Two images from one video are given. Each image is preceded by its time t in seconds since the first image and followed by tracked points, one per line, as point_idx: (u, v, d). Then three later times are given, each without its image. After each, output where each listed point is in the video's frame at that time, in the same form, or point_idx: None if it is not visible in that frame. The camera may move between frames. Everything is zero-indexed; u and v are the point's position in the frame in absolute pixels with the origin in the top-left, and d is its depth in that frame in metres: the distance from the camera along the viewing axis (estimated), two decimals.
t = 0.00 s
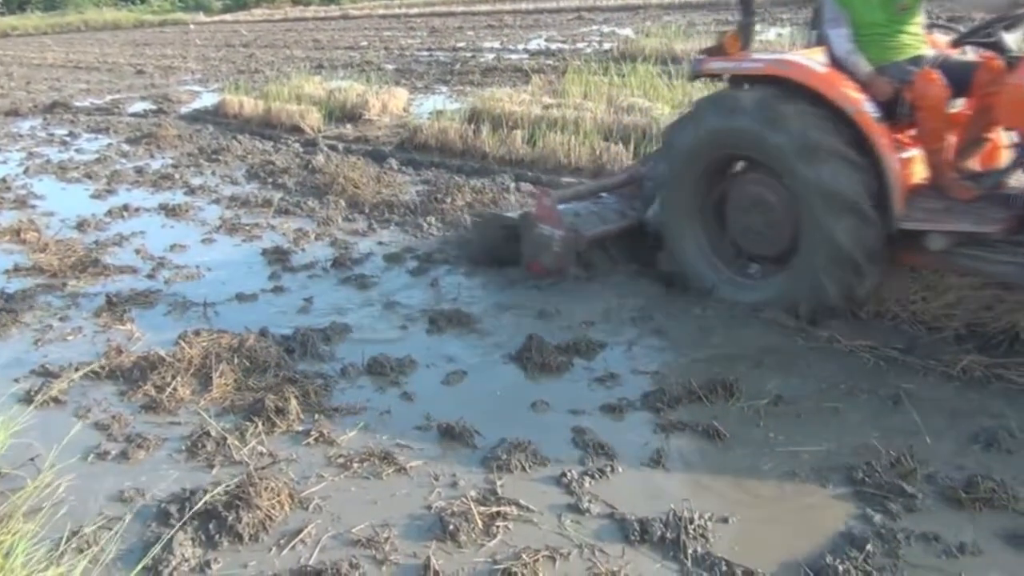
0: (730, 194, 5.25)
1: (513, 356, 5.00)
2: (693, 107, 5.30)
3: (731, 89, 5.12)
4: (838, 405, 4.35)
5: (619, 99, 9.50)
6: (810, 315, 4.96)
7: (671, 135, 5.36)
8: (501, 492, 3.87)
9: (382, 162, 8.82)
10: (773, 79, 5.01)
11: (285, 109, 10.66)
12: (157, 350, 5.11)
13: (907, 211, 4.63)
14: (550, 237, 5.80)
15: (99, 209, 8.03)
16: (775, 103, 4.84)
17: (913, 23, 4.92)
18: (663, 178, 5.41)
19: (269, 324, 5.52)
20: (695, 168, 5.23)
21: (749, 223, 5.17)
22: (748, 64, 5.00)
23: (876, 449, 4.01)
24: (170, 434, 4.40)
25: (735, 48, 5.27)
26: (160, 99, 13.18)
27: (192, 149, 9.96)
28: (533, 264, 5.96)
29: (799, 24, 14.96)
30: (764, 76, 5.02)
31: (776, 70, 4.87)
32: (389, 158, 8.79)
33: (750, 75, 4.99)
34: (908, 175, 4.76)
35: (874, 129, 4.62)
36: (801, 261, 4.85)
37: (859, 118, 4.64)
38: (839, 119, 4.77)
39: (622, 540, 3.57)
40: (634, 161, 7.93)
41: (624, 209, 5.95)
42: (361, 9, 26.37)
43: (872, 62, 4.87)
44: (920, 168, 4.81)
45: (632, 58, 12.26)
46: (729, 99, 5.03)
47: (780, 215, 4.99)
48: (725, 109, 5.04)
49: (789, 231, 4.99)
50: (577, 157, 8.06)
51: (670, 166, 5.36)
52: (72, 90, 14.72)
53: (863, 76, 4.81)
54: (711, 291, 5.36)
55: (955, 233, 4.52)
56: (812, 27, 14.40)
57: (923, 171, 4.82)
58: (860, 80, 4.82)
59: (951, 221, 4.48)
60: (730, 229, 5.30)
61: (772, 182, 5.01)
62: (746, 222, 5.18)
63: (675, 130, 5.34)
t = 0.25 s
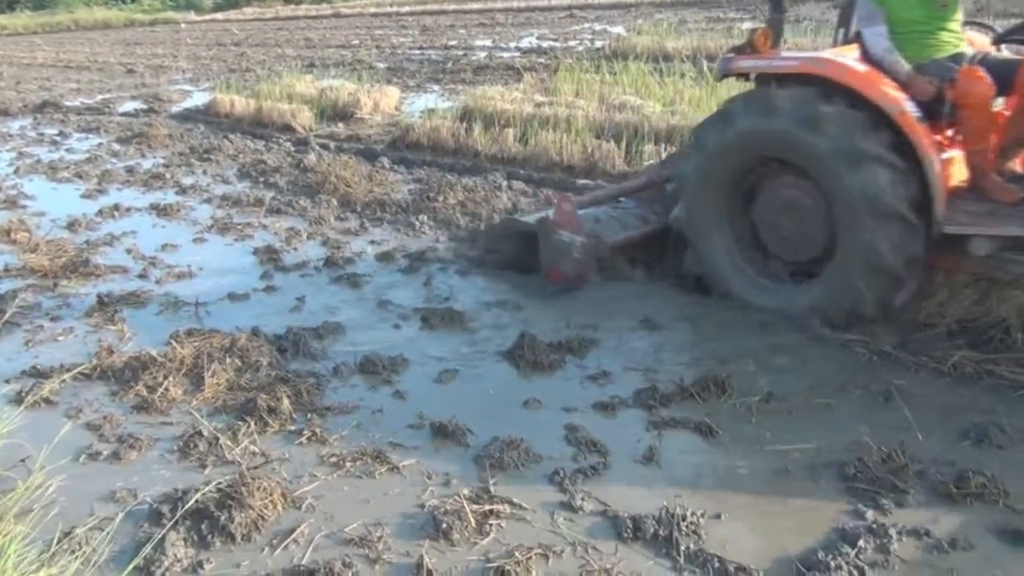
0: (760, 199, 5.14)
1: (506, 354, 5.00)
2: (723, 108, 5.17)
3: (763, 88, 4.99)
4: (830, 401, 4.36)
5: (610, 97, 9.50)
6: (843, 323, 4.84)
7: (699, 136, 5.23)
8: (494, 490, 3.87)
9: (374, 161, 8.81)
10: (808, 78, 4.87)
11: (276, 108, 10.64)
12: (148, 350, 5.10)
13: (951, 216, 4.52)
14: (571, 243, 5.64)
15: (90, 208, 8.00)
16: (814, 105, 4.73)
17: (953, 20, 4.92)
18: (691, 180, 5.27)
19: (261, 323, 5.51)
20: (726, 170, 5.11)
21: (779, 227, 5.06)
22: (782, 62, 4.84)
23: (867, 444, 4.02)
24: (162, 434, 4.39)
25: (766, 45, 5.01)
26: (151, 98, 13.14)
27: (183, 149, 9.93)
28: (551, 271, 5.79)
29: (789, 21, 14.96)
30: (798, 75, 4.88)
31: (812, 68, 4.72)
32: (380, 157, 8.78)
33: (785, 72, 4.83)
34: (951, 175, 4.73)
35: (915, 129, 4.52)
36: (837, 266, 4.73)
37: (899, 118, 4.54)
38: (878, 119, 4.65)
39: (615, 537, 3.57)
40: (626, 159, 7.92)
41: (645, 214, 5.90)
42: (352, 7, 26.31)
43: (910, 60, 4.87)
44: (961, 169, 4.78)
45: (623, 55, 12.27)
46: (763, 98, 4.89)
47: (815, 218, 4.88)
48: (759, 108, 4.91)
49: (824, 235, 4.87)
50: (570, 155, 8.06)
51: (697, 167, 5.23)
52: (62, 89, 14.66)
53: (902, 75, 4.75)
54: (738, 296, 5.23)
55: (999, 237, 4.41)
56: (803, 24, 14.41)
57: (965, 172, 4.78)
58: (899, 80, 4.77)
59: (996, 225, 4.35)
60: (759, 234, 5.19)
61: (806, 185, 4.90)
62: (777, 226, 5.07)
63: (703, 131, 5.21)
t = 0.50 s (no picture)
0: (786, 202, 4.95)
1: (497, 353, 4.99)
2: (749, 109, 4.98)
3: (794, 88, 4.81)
4: (820, 398, 4.37)
5: (601, 95, 9.50)
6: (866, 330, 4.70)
7: (725, 138, 5.04)
8: (485, 489, 3.87)
9: (364, 160, 8.79)
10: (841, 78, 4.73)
11: (266, 108, 10.62)
12: (138, 351, 5.08)
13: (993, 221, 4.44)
14: (589, 249, 5.48)
15: (79, 209, 7.97)
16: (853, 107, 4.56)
17: (992, 17, 4.81)
18: (715, 184, 5.05)
19: (251, 323, 5.49)
20: (755, 173, 4.90)
21: (808, 233, 4.88)
22: (814, 61, 4.72)
23: (857, 441, 4.03)
24: (152, 436, 4.38)
25: (795, 45, 4.91)
26: (140, 98, 13.09)
27: (173, 149, 9.90)
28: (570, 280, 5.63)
29: (779, 18, 14.95)
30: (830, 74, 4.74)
31: (846, 68, 4.61)
32: (371, 156, 8.76)
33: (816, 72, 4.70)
34: (990, 176, 4.69)
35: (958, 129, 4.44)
36: (875, 272, 4.55)
37: (940, 119, 4.42)
38: (915, 120, 4.53)
39: (605, 535, 3.57)
40: (617, 157, 7.91)
41: (665, 219, 5.75)
42: (341, 5, 26.25)
43: (948, 58, 4.77)
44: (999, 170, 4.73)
45: (614, 53, 12.26)
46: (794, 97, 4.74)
47: (849, 225, 4.70)
48: (792, 110, 4.72)
49: (859, 241, 4.70)
50: (560, 153, 8.05)
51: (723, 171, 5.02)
52: (50, 89, 14.60)
53: (941, 73, 4.67)
54: (763, 305, 5.03)
55: None
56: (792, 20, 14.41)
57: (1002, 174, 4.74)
58: (937, 78, 4.69)
59: None
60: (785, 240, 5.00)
61: (840, 190, 4.72)
62: (806, 232, 4.88)
63: (729, 133, 5.02)
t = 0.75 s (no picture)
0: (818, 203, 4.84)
1: (485, 352, 4.99)
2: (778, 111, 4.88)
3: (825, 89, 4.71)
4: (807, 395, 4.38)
5: (588, 93, 9.50)
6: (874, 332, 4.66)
7: (755, 141, 4.94)
8: (474, 488, 3.87)
9: (352, 159, 8.77)
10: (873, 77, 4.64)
11: (252, 107, 10.58)
12: (124, 353, 5.05)
13: None
14: (607, 253, 5.33)
15: (64, 210, 7.92)
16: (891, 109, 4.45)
17: None
18: (745, 186, 4.94)
19: (238, 324, 5.47)
20: (787, 176, 4.80)
21: (838, 238, 4.78)
22: (847, 59, 4.63)
23: (844, 436, 4.05)
24: (139, 438, 4.36)
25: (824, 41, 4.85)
26: (125, 98, 13.03)
27: (159, 149, 9.85)
28: (587, 284, 5.48)
29: (765, 15, 14.97)
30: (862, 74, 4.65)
31: (879, 66, 4.51)
32: (358, 155, 8.74)
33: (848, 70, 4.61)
34: None
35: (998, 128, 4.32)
36: (911, 277, 4.47)
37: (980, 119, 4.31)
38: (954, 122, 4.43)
39: (594, 533, 3.57)
40: (604, 155, 7.91)
41: (684, 221, 5.50)
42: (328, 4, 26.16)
43: (983, 54, 4.58)
44: None
45: (600, 51, 12.26)
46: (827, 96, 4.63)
47: (883, 229, 4.61)
48: (826, 111, 4.62)
49: (893, 246, 4.60)
50: (548, 151, 8.04)
51: (753, 173, 4.91)
52: (35, 90, 14.51)
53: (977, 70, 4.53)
54: (792, 310, 4.92)
55: None
56: (779, 17, 14.43)
57: None
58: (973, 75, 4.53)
59: None
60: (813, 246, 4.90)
61: (872, 194, 4.63)
62: (836, 237, 4.79)
63: (759, 135, 4.91)
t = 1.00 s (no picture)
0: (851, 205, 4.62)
1: (470, 351, 4.98)
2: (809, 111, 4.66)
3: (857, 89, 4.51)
4: (791, 392, 4.40)
5: (572, 91, 9.51)
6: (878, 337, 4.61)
7: (783, 142, 4.71)
8: (460, 488, 3.86)
9: (336, 159, 8.75)
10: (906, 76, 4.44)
11: (236, 107, 10.53)
12: (107, 356, 5.02)
13: None
14: (625, 256, 5.12)
15: (46, 211, 7.86)
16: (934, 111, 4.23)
17: None
18: (775, 184, 4.72)
19: (222, 325, 5.45)
20: (818, 180, 4.58)
21: (869, 245, 4.57)
22: (881, 59, 4.48)
23: (828, 433, 4.07)
24: (123, 440, 4.33)
25: (857, 41, 4.67)
26: (108, 98, 12.94)
27: (142, 149, 9.80)
28: (604, 288, 5.26)
29: (749, 14, 15.01)
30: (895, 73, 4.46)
31: (913, 66, 4.36)
32: (342, 155, 8.72)
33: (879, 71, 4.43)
34: None
35: None
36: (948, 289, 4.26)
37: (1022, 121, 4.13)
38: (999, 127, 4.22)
39: (580, 532, 3.58)
40: (589, 154, 7.92)
41: (705, 224, 5.34)
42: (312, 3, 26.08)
43: None
44: None
45: (584, 50, 12.28)
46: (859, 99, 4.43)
47: (916, 234, 4.40)
48: (855, 112, 4.42)
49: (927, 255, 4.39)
50: (533, 150, 8.04)
51: (781, 176, 4.69)
52: (16, 90, 14.39)
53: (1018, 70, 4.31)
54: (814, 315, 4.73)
55: None
56: (762, 15, 14.47)
57: None
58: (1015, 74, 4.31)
59: None
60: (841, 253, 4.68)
61: (907, 198, 4.42)
62: (867, 243, 4.57)
63: (788, 136, 4.69)
